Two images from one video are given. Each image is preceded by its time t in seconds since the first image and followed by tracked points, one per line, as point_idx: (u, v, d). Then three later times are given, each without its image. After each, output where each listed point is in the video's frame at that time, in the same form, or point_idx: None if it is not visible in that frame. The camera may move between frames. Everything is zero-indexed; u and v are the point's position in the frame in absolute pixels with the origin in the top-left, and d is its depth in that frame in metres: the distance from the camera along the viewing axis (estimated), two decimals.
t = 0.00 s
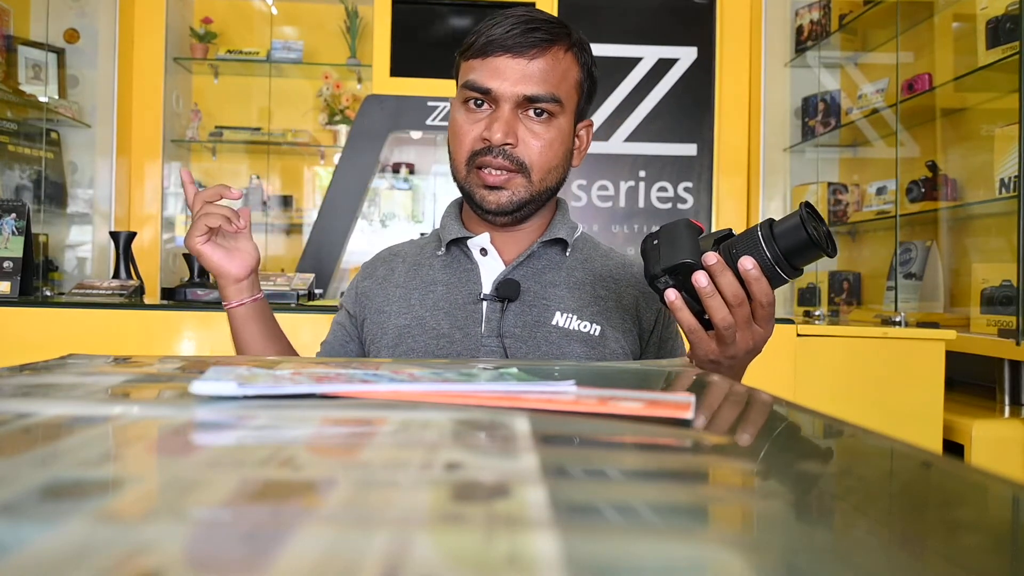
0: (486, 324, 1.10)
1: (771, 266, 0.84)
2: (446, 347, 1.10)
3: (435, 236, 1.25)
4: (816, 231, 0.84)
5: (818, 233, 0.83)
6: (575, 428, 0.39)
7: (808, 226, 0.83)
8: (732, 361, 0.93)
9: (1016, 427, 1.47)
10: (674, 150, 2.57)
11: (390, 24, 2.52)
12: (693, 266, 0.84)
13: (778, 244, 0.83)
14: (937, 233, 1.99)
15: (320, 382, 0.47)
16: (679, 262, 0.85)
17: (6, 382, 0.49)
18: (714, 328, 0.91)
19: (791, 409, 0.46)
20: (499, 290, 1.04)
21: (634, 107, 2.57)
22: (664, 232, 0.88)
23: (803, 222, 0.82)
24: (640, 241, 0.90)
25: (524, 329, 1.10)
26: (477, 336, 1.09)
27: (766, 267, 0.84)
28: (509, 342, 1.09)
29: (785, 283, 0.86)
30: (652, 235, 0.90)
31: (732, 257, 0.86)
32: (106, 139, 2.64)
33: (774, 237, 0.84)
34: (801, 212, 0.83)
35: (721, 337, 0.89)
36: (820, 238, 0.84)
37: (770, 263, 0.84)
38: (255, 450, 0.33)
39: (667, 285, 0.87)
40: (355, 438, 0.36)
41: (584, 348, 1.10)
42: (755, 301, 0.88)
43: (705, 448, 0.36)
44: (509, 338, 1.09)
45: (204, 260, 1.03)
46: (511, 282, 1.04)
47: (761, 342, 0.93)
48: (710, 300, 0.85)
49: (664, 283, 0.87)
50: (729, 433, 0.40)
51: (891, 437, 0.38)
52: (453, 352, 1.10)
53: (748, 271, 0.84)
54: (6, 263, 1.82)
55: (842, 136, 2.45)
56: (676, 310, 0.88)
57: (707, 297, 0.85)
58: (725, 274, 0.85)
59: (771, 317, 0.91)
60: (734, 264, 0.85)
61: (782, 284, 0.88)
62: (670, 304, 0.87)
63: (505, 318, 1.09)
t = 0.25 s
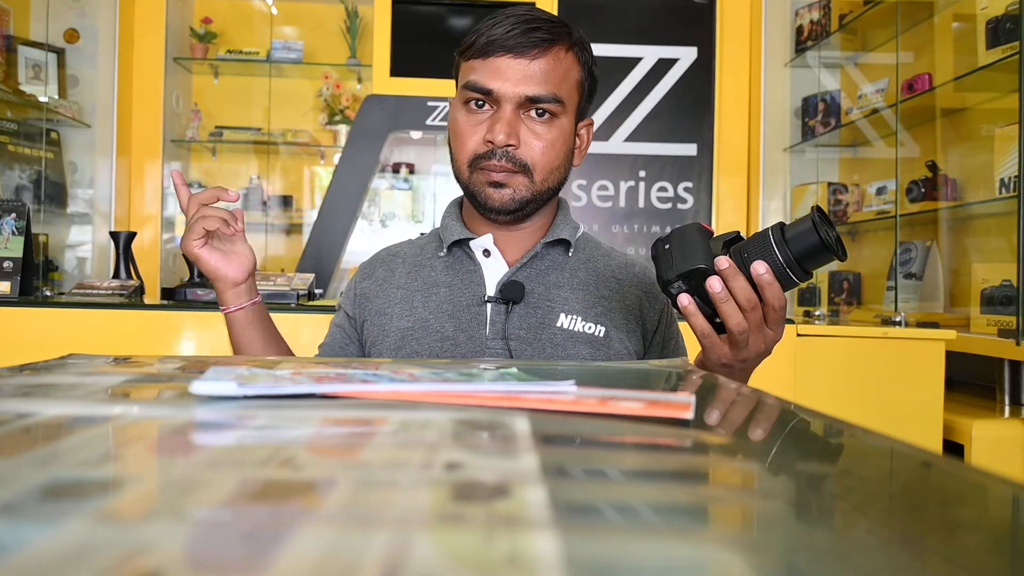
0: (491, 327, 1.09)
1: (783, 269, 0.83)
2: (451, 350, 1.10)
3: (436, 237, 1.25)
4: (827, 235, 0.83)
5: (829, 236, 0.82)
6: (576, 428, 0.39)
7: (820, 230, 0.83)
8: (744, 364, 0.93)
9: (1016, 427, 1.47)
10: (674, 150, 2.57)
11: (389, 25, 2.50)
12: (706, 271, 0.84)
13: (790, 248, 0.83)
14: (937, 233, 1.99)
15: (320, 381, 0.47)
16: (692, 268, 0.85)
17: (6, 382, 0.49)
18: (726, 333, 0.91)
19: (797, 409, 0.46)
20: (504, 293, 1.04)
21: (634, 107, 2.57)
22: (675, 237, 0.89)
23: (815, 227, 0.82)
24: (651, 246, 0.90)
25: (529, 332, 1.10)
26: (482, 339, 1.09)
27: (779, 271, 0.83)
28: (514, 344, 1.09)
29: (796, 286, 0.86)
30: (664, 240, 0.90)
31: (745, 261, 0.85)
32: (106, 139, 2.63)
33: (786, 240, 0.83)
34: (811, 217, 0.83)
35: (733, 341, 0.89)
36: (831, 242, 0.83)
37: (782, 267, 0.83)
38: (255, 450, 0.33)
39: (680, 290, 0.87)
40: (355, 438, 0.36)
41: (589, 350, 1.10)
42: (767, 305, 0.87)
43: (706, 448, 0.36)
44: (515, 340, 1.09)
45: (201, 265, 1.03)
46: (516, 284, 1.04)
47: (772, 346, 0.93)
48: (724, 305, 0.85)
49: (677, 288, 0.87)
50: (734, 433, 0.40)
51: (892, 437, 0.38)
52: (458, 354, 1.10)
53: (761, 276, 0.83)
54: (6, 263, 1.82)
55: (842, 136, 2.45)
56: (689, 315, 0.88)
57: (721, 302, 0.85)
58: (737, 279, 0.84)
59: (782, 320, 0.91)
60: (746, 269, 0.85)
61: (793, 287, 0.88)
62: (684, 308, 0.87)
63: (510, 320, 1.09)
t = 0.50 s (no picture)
0: (490, 328, 1.09)
1: (784, 271, 0.83)
2: (449, 351, 1.10)
3: (436, 236, 1.25)
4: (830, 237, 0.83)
5: (832, 238, 0.82)
6: (576, 428, 0.39)
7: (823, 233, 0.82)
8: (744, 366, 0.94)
9: (1015, 427, 1.47)
10: (675, 150, 2.57)
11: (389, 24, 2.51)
12: (707, 273, 0.84)
13: (792, 249, 0.83)
14: (937, 233, 1.99)
15: (321, 382, 0.47)
16: (693, 269, 0.85)
17: (6, 382, 0.49)
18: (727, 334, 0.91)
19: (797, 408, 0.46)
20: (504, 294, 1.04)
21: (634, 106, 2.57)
22: (676, 238, 0.89)
23: (818, 229, 0.82)
24: (652, 247, 0.90)
25: (528, 333, 1.10)
26: (481, 340, 1.09)
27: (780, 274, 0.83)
28: (513, 344, 1.09)
29: (798, 288, 0.86)
30: (665, 241, 0.90)
31: (746, 263, 0.85)
32: (105, 139, 2.63)
33: (788, 242, 0.83)
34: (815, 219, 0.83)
35: (734, 343, 0.90)
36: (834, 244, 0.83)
37: (784, 268, 0.83)
38: (255, 450, 0.33)
39: (680, 291, 0.87)
40: (355, 438, 0.36)
41: (587, 352, 1.10)
42: (768, 308, 0.88)
43: (707, 448, 0.36)
44: (514, 341, 1.09)
45: (201, 267, 1.03)
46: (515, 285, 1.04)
47: (772, 348, 0.93)
48: (725, 306, 0.85)
49: (677, 289, 0.87)
50: (734, 433, 0.40)
51: (892, 437, 0.38)
52: (457, 355, 1.10)
53: (762, 277, 0.83)
54: (6, 263, 1.82)
55: (842, 136, 2.45)
56: (690, 316, 0.88)
57: (722, 303, 0.85)
58: (738, 280, 0.84)
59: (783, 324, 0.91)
60: (747, 270, 0.85)
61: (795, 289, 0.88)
62: (684, 310, 0.87)
63: (509, 321, 1.09)
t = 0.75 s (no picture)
0: (482, 325, 1.10)
1: (773, 279, 0.83)
2: (441, 348, 1.10)
3: (433, 235, 1.26)
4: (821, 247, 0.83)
5: (823, 248, 0.82)
6: (575, 428, 0.39)
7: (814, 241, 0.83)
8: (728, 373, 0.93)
9: (1015, 427, 1.47)
10: (675, 150, 2.56)
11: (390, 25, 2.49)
12: (693, 277, 0.84)
13: (782, 257, 0.83)
14: (937, 233, 1.99)
15: (320, 381, 0.47)
16: (680, 273, 0.85)
17: (6, 382, 0.49)
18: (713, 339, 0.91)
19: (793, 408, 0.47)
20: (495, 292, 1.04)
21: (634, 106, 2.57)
22: (665, 240, 0.88)
23: (809, 238, 0.82)
24: (642, 247, 0.90)
25: (519, 330, 1.10)
26: (473, 337, 1.10)
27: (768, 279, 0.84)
28: (504, 341, 1.09)
29: (786, 296, 0.86)
30: (655, 242, 0.90)
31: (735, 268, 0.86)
32: (105, 139, 2.63)
33: (779, 250, 0.83)
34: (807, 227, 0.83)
35: (718, 349, 0.90)
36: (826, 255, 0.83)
37: (772, 276, 0.83)
38: (256, 450, 0.33)
39: (666, 294, 0.87)
40: (355, 438, 0.36)
41: (579, 349, 1.10)
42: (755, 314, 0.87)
43: (706, 448, 0.36)
44: (505, 338, 1.09)
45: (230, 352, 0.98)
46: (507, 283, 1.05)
47: (756, 356, 0.93)
48: (709, 312, 0.85)
49: (663, 292, 0.87)
50: (728, 432, 0.40)
51: (892, 437, 0.38)
52: (449, 352, 1.10)
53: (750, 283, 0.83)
54: (6, 263, 1.82)
55: (842, 136, 2.47)
56: (675, 319, 0.87)
57: (707, 308, 0.85)
58: (725, 285, 0.85)
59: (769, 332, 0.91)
60: (736, 276, 0.86)
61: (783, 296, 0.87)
62: (668, 313, 0.87)
63: (501, 318, 1.10)
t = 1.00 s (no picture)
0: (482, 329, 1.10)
1: (764, 271, 0.84)
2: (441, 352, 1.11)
3: (424, 236, 1.25)
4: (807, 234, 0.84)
5: (809, 237, 0.83)
6: (575, 428, 0.39)
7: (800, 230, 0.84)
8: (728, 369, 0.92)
9: (1015, 427, 1.47)
10: (675, 150, 2.56)
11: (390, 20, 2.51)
12: (684, 275, 0.85)
13: (770, 249, 0.84)
14: (937, 233, 1.99)
15: (320, 381, 0.47)
16: (670, 271, 0.85)
17: (6, 382, 0.49)
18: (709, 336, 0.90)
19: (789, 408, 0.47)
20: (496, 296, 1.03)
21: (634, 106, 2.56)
22: (654, 241, 0.88)
23: (794, 226, 0.83)
24: (631, 251, 0.90)
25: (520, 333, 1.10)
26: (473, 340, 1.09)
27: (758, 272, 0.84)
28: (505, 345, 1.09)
29: (779, 288, 0.86)
30: (644, 245, 0.90)
31: (726, 263, 0.86)
32: (105, 140, 2.62)
33: (766, 241, 0.84)
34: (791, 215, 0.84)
35: (716, 345, 0.89)
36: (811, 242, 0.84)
37: (763, 268, 0.84)
38: (255, 450, 0.33)
39: (660, 295, 0.87)
40: (355, 438, 0.36)
41: (580, 350, 1.10)
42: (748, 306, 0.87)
43: (706, 448, 0.36)
44: (506, 342, 1.09)
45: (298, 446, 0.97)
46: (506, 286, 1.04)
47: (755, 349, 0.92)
48: (705, 309, 0.85)
49: (657, 293, 0.87)
50: (725, 433, 0.40)
51: (891, 437, 0.38)
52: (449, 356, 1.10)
53: (741, 277, 0.84)
54: (6, 263, 1.81)
55: (842, 136, 2.50)
56: (671, 320, 0.87)
57: (701, 306, 0.85)
58: (718, 282, 0.84)
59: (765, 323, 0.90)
60: (727, 271, 0.86)
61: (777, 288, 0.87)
62: (665, 314, 0.87)
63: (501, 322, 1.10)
